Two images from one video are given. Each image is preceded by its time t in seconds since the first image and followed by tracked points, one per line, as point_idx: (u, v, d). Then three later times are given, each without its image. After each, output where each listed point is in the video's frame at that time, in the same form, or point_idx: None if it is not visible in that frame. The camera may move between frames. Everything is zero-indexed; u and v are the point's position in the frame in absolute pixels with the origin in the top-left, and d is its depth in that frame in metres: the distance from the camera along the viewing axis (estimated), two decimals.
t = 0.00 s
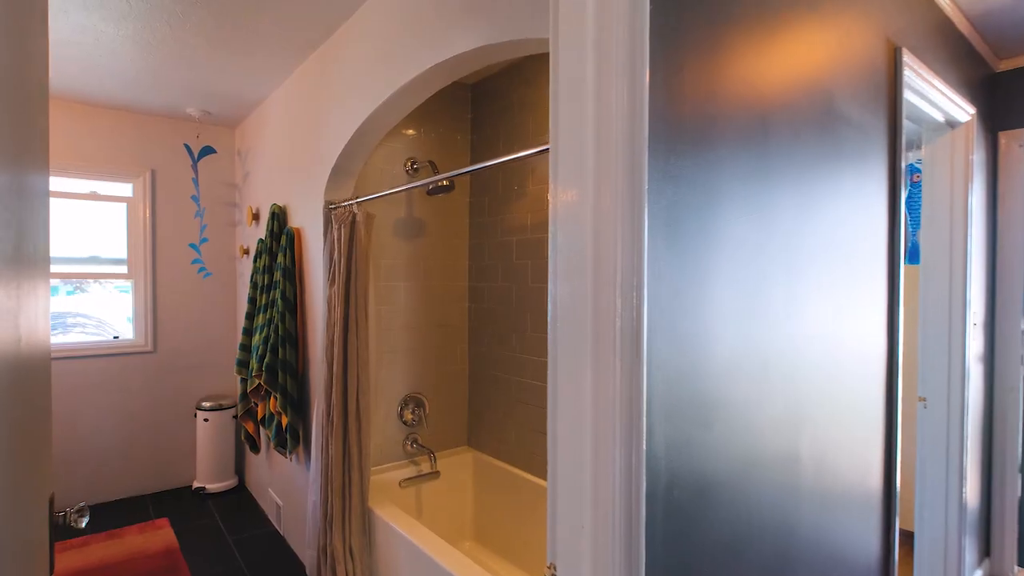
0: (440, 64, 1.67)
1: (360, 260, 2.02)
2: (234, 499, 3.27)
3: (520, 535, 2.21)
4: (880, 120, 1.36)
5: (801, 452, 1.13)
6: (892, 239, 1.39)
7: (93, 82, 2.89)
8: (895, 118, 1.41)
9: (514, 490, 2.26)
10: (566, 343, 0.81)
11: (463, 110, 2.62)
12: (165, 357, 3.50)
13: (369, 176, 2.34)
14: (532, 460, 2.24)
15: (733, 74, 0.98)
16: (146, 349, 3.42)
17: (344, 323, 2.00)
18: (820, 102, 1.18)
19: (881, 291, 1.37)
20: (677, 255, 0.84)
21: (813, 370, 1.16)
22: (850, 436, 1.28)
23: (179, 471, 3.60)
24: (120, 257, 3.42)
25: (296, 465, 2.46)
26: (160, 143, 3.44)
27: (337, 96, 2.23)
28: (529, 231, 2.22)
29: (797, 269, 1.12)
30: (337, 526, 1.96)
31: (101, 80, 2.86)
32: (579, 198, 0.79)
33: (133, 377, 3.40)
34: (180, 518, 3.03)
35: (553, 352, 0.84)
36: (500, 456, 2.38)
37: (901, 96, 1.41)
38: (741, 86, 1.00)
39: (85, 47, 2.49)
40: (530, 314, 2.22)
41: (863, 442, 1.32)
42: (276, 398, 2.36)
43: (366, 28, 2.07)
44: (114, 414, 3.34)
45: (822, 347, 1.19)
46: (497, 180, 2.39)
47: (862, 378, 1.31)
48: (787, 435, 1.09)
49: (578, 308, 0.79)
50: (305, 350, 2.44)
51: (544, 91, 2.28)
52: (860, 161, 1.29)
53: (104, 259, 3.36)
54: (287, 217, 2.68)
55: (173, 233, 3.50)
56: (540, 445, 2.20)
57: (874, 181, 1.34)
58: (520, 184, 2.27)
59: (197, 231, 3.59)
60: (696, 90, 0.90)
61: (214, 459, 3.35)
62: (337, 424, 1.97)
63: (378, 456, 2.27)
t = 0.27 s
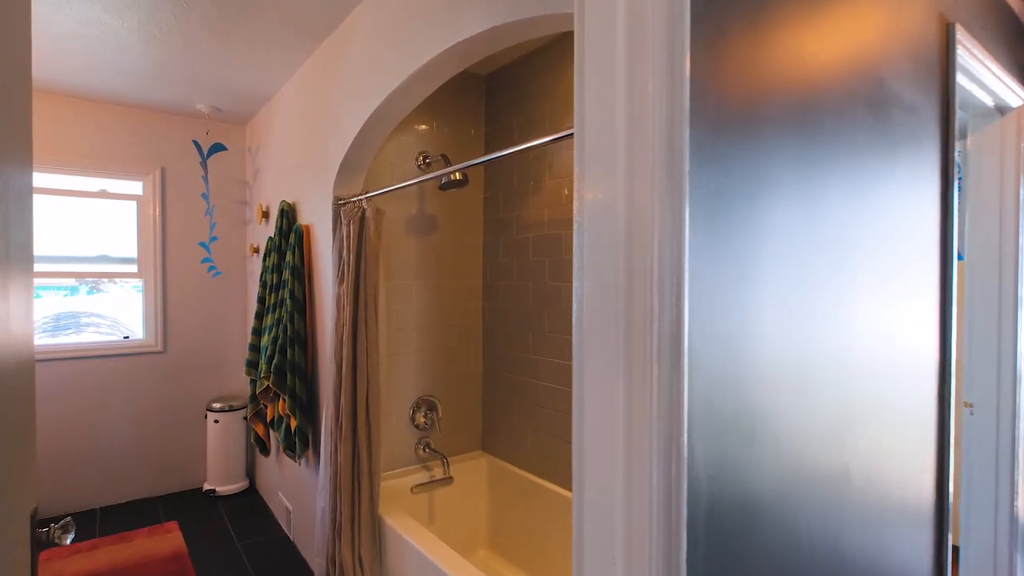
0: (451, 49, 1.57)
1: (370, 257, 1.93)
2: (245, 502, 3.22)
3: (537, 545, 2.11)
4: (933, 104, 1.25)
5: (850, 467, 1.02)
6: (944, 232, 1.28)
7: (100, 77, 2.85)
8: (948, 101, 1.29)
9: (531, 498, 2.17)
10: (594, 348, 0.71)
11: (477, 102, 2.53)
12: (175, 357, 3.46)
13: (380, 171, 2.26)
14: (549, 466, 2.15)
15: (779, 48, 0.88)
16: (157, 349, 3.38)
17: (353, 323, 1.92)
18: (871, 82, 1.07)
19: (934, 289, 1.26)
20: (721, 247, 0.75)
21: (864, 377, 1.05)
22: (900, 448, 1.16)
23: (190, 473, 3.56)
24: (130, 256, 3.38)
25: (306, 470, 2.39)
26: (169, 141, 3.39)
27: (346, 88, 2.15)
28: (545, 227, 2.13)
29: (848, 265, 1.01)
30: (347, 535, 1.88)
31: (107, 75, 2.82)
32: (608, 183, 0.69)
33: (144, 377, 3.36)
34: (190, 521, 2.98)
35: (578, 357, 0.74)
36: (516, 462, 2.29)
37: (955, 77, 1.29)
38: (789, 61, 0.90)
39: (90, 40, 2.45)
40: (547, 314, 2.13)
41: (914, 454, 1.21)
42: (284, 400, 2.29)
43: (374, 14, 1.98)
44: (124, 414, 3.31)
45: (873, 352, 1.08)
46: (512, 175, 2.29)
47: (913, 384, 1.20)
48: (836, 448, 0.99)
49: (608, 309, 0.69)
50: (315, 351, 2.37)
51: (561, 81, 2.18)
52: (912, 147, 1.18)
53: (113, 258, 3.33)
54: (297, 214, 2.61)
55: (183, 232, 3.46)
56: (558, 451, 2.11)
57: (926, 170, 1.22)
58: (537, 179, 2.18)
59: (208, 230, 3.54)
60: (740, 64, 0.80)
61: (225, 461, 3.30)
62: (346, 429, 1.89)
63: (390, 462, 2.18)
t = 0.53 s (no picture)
0: (462, 33, 1.48)
1: (380, 255, 1.85)
2: (254, 507, 3.15)
3: (555, 558, 2.02)
4: (998, 83, 1.13)
5: (917, 489, 0.91)
6: (1011, 224, 1.15)
7: (106, 72, 2.80)
8: (1014, 78, 1.17)
9: (549, 508, 2.07)
10: (633, 363, 0.61)
11: (491, 95, 2.43)
12: (184, 358, 3.41)
13: (391, 166, 2.17)
14: (566, 476, 2.05)
15: (839, 14, 0.77)
16: (165, 350, 3.33)
17: (363, 325, 1.84)
18: (938, 54, 0.95)
19: (999, 288, 1.13)
20: (777, 239, 0.64)
21: (933, 389, 0.94)
22: (966, 468, 1.04)
23: (200, 476, 3.51)
24: (138, 256, 3.33)
25: (315, 476, 2.31)
26: (178, 138, 3.34)
27: (355, 80, 2.06)
28: (563, 224, 2.02)
29: (914, 263, 0.90)
30: (356, 547, 1.79)
31: (113, 69, 2.77)
32: (652, 170, 0.59)
33: (153, 378, 3.32)
34: (198, 527, 2.92)
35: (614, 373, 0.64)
36: (533, 470, 2.19)
37: (1021, 52, 1.17)
38: (849, 30, 0.79)
39: (93, 33, 2.39)
40: (566, 315, 2.03)
41: (979, 474, 1.08)
42: (292, 404, 2.21)
43: None
44: (133, 416, 3.27)
45: (939, 360, 0.97)
46: (528, 170, 2.19)
47: (978, 395, 1.08)
48: (902, 468, 0.88)
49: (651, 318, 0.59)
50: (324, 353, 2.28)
51: (579, 70, 2.07)
52: (980, 130, 1.06)
53: (122, 257, 3.29)
54: (305, 211, 2.53)
55: (192, 231, 3.41)
56: (577, 458, 2.00)
57: (991, 156, 1.10)
58: (554, 172, 2.08)
59: (217, 228, 3.48)
60: (798, 31, 0.70)
61: (234, 464, 3.25)
62: (355, 437, 1.80)
63: (401, 469, 2.09)
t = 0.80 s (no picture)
0: (477, 18, 1.37)
1: (393, 255, 1.75)
2: (264, 514, 3.08)
3: None
4: None
5: None
6: None
7: (113, 69, 2.74)
8: None
9: (570, 523, 1.96)
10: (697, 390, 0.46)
11: (509, 88, 2.32)
12: (195, 361, 3.35)
13: (405, 162, 2.08)
14: (589, 489, 1.94)
15: None
16: (176, 352, 3.27)
17: (375, 329, 1.75)
18: None
19: None
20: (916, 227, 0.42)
21: None
22: None
23: (211, 481, 3.45)
24: (149, 257, 3.28)
25: (326, 485, 2.22)
26: (188, 136, 3.28)
27: (366, 72, 1.96)
28: (586, 222, 1.91)
29: None
30: (367, 563, 1.70)
31: (120, 66, 2.71)
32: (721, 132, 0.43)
33: (163, 381, 3.26)
34: (208, 534, 2.86)
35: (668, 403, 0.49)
36: (553, 481, 2.08)
37: None
38: None
39: (99, 28, 2.33)
40: (588, 318, 1.91)
41: None
42: (302, 411, 2.12)
43: None
44: (143, 419, 3.22)
45: None
46: (548, 165, 2.08)
47: None
48: None
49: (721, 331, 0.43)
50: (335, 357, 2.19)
51: (602, 60, 1.96)
52: None
53: (132, 258, 3.24)
54: (316, 210, 2.44)
55: (203, 231, 3.35)
56: (599, 470, 1.89)
57: None
58: (576, 168, 1.96)
59: (227, 228, 3.42)
60: None
61: (244, 470, 3.18)
62: (367, 447, 1.71)
63: (415, 478, 2.00)
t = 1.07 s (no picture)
0: None
1: (408, 254, 1.66)
2: (278, 519, 3.02)
3: None
4: None
5: None
6: None
7: (124, 65, 2.69)
8: None
9: (595, 537, 1.85)
10: (788, 462, 0.31)
11: (530, 78, 2.21)
12: (208, 362, 3.30)
13: (420, 156, 1.99)
14: (615, 501, 1.83)
15: None
16: (189, 353, 3.23)
17: (390, 332, 1.65)
18: None
19: None
20: None
21: None
22: None
23: (225, 484, 3.39)
24: (161, 256, 3.24)
25: (340, 493, 2.13)
26: (201, 133, 3.22)
27: (380, 61, 1.87)
28: (613, 218, 1.80)
29: None
30: None
31: (130, 62, 2.66)
32: (828, 78, 0.29)
33: (177, 382, 3.22)
34: (220, 540, 2.80)
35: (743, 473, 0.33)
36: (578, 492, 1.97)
37: None
38: None
39: (106, 22, 2.27)
40: (615, 319, 1.81)
41: None
42: (315, 416, 2.04)
43: None
44: (157, 421, 3.18)
45: None
46: (572, 159, 1.97)
47: None
48: None
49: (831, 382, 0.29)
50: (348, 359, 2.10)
51: (629, 46, 1.85)
52: None
53: (145, 258, 3.19)
54: (329, 208, 2.36)
55: (215, 230, 3.29)
56: (626, 480, 1.78)
57: None
58: (602, 161, 1.86)
59: (240, 228, 3.36)
60: None
61: (258, 473, 3.12)
62: (381, 457, 1.62)
63: (431, 488, 1.90)
